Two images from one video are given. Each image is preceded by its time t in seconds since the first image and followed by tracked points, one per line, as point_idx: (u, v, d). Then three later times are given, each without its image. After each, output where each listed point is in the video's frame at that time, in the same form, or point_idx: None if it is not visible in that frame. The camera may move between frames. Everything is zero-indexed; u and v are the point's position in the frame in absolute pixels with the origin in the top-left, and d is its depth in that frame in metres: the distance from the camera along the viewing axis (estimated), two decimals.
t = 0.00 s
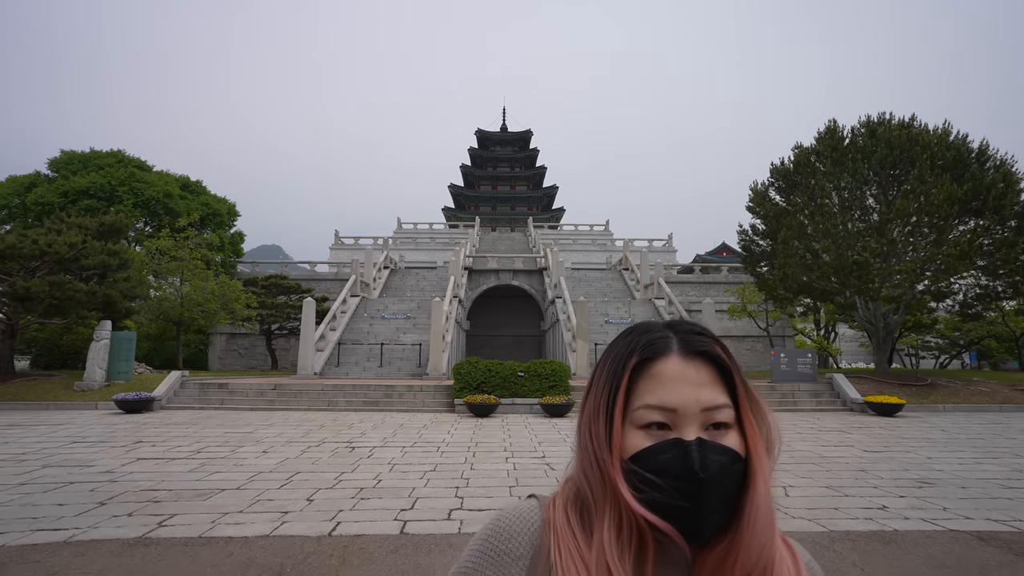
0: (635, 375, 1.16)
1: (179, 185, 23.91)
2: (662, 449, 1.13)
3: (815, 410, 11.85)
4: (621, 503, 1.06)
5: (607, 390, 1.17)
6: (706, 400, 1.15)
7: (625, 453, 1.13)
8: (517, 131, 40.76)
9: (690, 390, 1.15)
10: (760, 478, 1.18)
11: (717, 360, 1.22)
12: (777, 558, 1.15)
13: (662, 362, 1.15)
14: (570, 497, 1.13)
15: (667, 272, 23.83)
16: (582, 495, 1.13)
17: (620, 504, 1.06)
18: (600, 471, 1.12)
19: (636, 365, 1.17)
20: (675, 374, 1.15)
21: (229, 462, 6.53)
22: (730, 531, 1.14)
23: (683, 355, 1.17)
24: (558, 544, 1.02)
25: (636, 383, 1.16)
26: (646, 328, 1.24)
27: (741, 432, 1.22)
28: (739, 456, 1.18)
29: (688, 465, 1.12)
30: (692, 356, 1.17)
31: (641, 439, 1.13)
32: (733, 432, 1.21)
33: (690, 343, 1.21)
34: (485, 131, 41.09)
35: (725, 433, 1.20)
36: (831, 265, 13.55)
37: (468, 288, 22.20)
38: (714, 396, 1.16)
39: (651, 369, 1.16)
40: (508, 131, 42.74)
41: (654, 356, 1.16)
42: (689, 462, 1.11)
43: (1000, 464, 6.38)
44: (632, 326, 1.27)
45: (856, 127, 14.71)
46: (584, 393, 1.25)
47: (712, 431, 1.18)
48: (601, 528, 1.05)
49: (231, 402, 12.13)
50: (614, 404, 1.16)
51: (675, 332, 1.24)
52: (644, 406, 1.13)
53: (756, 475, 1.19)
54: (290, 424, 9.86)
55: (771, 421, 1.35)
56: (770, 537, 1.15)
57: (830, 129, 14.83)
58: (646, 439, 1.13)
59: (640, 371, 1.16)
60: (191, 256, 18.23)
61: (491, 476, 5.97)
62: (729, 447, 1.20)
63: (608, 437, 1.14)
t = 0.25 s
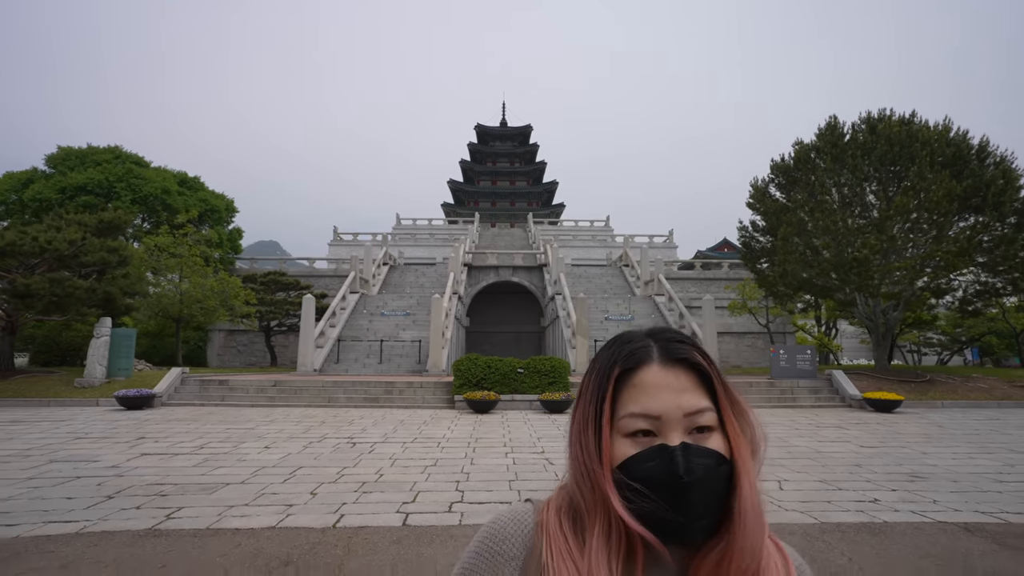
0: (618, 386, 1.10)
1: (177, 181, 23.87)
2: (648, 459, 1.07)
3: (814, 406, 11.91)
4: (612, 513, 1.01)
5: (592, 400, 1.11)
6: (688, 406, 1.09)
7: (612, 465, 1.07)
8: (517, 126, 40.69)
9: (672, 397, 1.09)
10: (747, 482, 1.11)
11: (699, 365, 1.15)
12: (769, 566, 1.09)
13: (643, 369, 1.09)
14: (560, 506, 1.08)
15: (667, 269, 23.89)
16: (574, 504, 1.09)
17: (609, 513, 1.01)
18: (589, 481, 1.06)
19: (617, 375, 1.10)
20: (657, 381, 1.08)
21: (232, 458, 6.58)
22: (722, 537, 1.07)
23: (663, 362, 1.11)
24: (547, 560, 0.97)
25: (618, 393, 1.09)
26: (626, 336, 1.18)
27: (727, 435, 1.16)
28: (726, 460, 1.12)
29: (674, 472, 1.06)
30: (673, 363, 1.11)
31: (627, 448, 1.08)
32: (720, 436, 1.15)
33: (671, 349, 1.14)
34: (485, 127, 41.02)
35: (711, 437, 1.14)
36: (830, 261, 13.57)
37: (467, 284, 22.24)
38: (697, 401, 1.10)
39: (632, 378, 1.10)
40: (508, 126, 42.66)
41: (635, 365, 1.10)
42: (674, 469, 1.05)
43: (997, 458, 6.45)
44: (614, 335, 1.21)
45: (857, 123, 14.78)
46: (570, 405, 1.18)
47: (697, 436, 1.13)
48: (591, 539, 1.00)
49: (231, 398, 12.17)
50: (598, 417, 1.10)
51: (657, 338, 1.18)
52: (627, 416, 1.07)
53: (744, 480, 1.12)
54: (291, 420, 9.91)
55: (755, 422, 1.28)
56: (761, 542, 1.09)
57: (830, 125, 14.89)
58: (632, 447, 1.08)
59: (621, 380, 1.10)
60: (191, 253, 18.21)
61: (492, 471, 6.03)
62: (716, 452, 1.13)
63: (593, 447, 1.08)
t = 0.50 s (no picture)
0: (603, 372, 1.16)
1: (175, 177, 23.89)
2: (632, 441, 1.12)
3: (813, 401, 12.03)
4: (599, 490, 1.07)
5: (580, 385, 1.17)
6: (670, 390, 1.15)
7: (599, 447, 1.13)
8: (517, 121, 40.65)
9: (654, 382, 1.15)
10: (729, 459, 1.16)
11: (681, 352, 1.21)
12: (751, 540, 1.13)
13: (626, 355, 1.16)
14: (551, 486, 1.14)
15: (668, 264, 23.98)
16: (566, 484, 1.14)
17: (596, 490, 1.07)
18: (578, 463, 1.12)
19: (602, 362, 1.17)
20: (638, 367, 1.15)
21: (236, 452, 6.68)
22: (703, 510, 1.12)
23: (646, 349, 1.17)
24: (539, 532, 1.04)
25: (603, 379, 1.16)
26: (610, 325, 1.25)
27: (708, 417, 1.21)
28: (708, 440, 1.18)
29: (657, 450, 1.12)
30: (654, 349, 1.17)
31: (613, 429, 1.13)
32: (701, 418, 1.21)
33: (654, 336, 1.20)
34: (484, 122, 40.96)
35: (692, 418, 1.20)
36: (829, 257, 13.63)
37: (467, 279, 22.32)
38: (678, 384, 1.16)
39: (617, 363, 1.16)
40: (508, 121, 42.60)
41: (620, 352, 1.16)
42: (657, 448, 1.11)
43: (990, 450, 6.56)
44: (600, 325, 1.27)
45: (857, 119, 14.88)
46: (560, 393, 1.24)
47: (680, 418, 1.18)
48: (581, 515, 1.06)
49: (233, 394, 12.28)
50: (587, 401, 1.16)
51: (640, 325, 1.24)
52: (612, 399, 1.13)
53: (725, 458, 1.17)
54: (293, 415, 10.01)
55: (737, 407, 1.34)
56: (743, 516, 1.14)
57: (830, 121, 14.99)
58: (617, 429, 1.14)
59: (606, 366, 1.16)
60: (191, 249, 18.27)
61: (493, 465, 6.14)
62: (698, 433, 1.19)
63: (581, 430, 1.14)
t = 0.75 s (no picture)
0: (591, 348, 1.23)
1: (174, 172, 23.89)
2: (616, 412, 1.19)
3: (810, 397, 12.16)
4: (584, 459, 1.14)
5: (568, 362, 1.24)
6: (653, 365, 1.22)
7: (585, 418, 1.20)
8: (516, 116, 40.60)
9: (638, 357, 1.21)
10: (706, 431, 1.24)
11: (665, 330, 1.28)
12: (725, 506, 1.21)
13: (612, 333, 1.22)
14: (538, 458, 1.22)
15: (667, 261, 24.07)
16: (554, 455, 1.22)
17: (581, 459, 1.14)
18: (565, 434, 1.19)
19: (589, 339, 1.23)
20: (624, 343, 1.21)
21: (241, 446, 6.78)
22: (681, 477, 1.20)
23: (631, 326, 1.24)
24: (527, 499, 1.12)
25: (591, 355, 1.23)
26: (598, 303, 1.31)
27: (688, 392, 1.28)
28: (687, 413, 1.25)
29: (639, 423, 1.20)
30: (639, 327, 1.24)
31: (598, 403, 1.20)
32: (683, 393, 1.28)
33: (638, 315, 1.27)
34: (484, 117, 40.91)
35: (674, 393, 1.27)
36: (829, 254, 13.70)
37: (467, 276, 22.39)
38: (661, 360, 1.23)
39: (604, 340, 1.22)
40: (507, 116, 42.54)
41: (606, 330, 1.23)
42: (640, 421, 1.18)
43: (983, 445, 6.67)
44: (588, 304, 1.34)
45: (858, 116, 14.95)
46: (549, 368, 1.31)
47: (662, 392, 1.25)
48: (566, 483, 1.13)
49: (234, 390, 12.38)
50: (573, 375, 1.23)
51: (627, 305, 1.30)
52: (598, 374, 1.20)
53: (702, 431, 1.25)
54: (294, 411, 10.11)
55: (716, 384, 1.41)
56: (718, 484, 1.22)
57: (830, 118, 15.06)
58: (602, 402, 1.20)
59: (593, 342, 1.23)
60: (190, 245, 18.38)
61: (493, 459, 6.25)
62: (679, 406, 1.26)
63: (568, 403, 1.21)
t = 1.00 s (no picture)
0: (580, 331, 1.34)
1: (175, 168, 23.96)
2: (604, 388, 1.31)
3: (807, 392, 12.30)
4: (573, 434, 1.26)
5: (559, 344, 1.35)
6: (637, 346, 1.33)
7: (575, 395, 1.31)
8: (517, 111, 40.59)
9: (623, 337, 1.33)
10: (687, 403, 1.35)
11: (648, 311, 1.39)
12: (705, 471, 1.32)
13: (600, 317, 1.34)
14: (533, 435, 1.33)
15: (667, 256, 24.16)
16: (548, 429, 1.34)
17: (572, 433, 1.26)
18: (557, 411, 1.31)
19: (579, 322, 1.35)
20: (610, 325, 1.33)
21: (247, 439, 6.93)
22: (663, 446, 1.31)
23: (617, 309, 1.35)
24: (525, 473, 1.24)
25: (580, 336, 1.34)
26: (588, 288, 1.42)
27: (671, 371, 1.39)
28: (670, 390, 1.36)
29: (625, 398, 1.31)
30: (624, 310, 1.36)
31: (587, 381, 1.32)
32: (667, 371, 1.39)
33: (623, 298, 1.38)
34: (484, 112, 40.88)
35: (659, 371, 1.38)
36: (828, 250, 13.72)
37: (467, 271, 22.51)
38: (645, 341, 1.35)
39: (592, 323, 1.34)
40: (507, 111, 42.50)
41: (594, 313, 1.34)
42: (626, 397, 1.30)
43: (973, 438, 6.81)
44: (578, 290, 1.45)
45: (856, 112, 15.01)
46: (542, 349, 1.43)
47: (648, 371, 1.36)
48: (558, 455, 1.26)
49: (238, 385, 12.51)
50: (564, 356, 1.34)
51: (613, 290, 1.42)
52: (586, 355, 1.32)
53: (684, 405, 1.36)
54: (298, 405, 10.25)
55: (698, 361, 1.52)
56: (698, 452, 1.33)
57: (830, 114, 15.12)
58: (591, 380, 1.32)
59: (582, 325, 1.35)
60: (191, 241, 18.52)
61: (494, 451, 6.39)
62: (663, 383, 1.37)
63: (558, 382, 1.32)
